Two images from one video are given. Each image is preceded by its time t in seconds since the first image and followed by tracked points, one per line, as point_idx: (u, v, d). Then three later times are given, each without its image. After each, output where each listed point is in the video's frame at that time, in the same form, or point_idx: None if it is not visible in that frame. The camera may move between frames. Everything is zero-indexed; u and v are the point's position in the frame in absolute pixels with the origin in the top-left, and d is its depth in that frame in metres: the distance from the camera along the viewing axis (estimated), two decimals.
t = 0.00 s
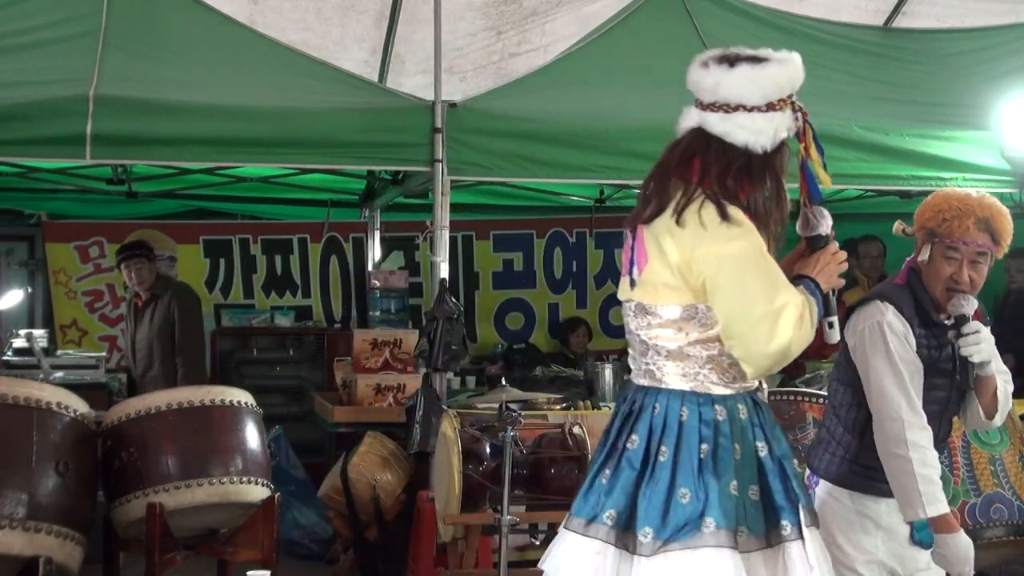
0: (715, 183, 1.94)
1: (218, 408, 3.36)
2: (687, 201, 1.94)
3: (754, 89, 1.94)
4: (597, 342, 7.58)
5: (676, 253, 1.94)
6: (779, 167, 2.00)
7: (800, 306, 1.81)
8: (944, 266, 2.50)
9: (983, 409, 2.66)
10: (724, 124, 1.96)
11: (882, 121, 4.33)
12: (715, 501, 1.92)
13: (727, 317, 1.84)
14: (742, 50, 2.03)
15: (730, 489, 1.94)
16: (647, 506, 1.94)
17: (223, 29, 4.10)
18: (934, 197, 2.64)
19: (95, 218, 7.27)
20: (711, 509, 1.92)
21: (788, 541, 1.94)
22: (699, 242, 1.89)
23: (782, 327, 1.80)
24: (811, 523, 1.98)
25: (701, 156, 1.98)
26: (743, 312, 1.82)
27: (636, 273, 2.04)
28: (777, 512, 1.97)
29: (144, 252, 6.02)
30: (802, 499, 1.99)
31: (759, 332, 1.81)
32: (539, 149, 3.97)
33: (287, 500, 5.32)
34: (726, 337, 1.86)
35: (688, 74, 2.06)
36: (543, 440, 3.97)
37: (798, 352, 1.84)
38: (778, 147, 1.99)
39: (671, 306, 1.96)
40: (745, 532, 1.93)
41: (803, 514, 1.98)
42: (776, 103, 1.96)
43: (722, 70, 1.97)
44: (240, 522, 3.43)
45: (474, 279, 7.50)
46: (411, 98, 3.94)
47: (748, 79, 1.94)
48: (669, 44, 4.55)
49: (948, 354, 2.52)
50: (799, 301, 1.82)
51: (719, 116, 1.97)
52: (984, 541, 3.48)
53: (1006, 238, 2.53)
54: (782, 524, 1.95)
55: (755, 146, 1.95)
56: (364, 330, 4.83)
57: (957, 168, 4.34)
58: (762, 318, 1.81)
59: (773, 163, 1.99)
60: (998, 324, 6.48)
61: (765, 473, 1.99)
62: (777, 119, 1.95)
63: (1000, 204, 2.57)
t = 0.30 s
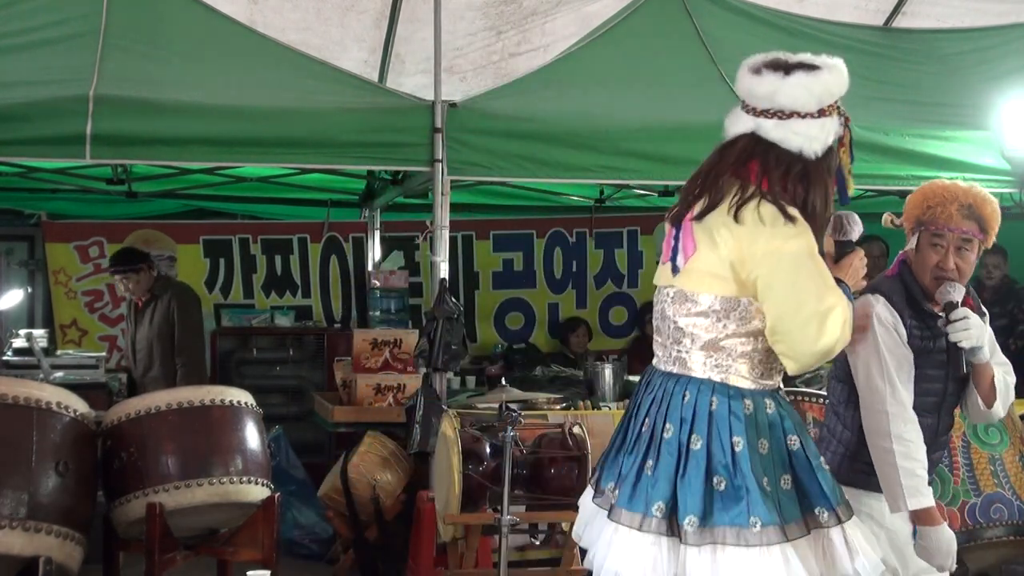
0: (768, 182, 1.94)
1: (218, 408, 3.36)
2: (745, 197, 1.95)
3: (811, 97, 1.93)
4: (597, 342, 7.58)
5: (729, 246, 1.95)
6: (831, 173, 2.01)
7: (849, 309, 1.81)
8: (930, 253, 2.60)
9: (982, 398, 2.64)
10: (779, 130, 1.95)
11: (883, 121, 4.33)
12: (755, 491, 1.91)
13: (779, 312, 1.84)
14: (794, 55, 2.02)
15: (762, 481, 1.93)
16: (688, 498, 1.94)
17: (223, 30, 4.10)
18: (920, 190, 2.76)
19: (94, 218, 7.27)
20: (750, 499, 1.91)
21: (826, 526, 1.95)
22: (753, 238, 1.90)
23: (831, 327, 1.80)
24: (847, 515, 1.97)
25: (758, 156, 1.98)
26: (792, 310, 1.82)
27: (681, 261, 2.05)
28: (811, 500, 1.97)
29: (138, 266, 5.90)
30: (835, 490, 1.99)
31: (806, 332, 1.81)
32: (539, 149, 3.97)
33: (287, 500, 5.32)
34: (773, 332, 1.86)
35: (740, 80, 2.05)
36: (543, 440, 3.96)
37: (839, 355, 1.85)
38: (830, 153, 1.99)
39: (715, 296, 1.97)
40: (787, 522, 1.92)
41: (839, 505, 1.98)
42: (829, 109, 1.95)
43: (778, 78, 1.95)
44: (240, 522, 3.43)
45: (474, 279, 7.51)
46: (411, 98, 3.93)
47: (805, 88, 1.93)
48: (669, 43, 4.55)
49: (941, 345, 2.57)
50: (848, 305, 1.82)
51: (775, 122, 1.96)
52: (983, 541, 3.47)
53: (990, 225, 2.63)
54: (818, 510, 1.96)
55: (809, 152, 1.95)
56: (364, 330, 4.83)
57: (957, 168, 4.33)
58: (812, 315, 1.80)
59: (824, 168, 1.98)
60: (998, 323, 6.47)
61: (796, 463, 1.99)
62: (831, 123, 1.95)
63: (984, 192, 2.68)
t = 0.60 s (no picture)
0: (813, 200, 2.00)
1: (219, 408, 3.36)
2: (793, 212, 2.00)
3: (852, 120, 2.00)
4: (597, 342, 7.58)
5: (773, 255, 2.00)
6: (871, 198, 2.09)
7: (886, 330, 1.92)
8: (932, 253, 2.61)
9: (986, 397, 2.64)
10: (822, 153, 2.02)
11: (883, 121, 4.33)
12: (774, 498, 1.93)
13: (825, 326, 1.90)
14: (830, 79, 2.09)
15: (782, 489, 1.95)
16: (706, 499, 1.95)
17: (223, 30, 4.10)
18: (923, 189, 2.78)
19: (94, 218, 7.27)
20: (768, 505, 1.92)
21: (838, 545, 1.98)
22: (800, 251, 1.96)
23: (873, 345, 1.89)
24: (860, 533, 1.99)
25: (805, 174, 2.03)
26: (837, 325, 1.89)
27: (719, 263, 2.08)
28: (828, 518, 2.00)
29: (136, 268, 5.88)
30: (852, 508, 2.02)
31: (850, 347, 1.89)
32: (538, 149, 3.97)
33: (287, 500, 5.32)
34: (814, 347, 1.92)
35: (777, 102, 2.11)
36: (543, 440, 3.97)
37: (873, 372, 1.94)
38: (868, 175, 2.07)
39: (753, 302, 2.01)
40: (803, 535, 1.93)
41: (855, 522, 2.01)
42: (867, 132, 2.03)
43: (819, 101, 2.02)
44: (240, 522, 3.44)
45: (474, 279, 7.51)
46: (411, 98, 3.93)
47: (847, 112, 2.00)
48: (669, 43, 4.55)
49: (943, 344, 2.57)
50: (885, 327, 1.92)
51: (817, 144, 2.02)
52: (983, 541, 3.47)
53: (992, 225, 2.65)
54: (833, 531, 1.99)
55: (851, 175, 2.02)
56: (364, 330, 4.83)
57: (957, 168, 4.33)
58: (855, 332, 1.89)
59: (862, 189, 2.06)
60: (998, 324, 6.47)
61: (814, 477, 2.02)
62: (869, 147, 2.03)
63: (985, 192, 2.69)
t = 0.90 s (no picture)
0: (847, 212, 2.16)
1: (219, 408, 3.36)
2: (826, 220, 2.15)
3: (893, 137, 2.17)
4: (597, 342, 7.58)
5: (802, 259, 2.14)
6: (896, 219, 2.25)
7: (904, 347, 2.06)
8: (949, 257, 2.65)
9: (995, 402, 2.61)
10: (858, 166, 2.18)
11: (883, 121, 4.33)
12: (784, 503, 2.07)
13: (846, 333, 2.05)
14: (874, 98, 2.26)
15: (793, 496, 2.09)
16: (718, 498, 2.10)
17: (223, 30, 4.11)
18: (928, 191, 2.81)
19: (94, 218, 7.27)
20: (777, 509, 2.07)
21: (843, 555, 2.12)
22: (830, 258, 2.10)
23: (889, 359, 2.04)
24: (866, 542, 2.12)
25: (839, 185, 2.20)
26: (859, 335, 2.04)
27: (747, 263, 2.23)
28: (836, 528, 2.15)
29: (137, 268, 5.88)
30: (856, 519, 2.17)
31: (868, 357, 2.04)
32: (539, 149, 3.97)
33: (287, 500, 5.32)
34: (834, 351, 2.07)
35: (820, 114, 2.28)
36: (543, 440, 3.96)
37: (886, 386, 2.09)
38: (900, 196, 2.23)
39: (779, 303, 2.16)
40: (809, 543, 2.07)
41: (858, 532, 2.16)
42: (903, 153, 2.21)
43: (863, 115, 2.19)
44: (240, 522, 3.44)
45: (474, 279, 7.51)
46: (411, 98, 3.94)
47: (889, 130, 2.17)
48: (669, 43, 4.55)
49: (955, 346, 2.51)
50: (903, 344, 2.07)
51: (856, 157, 2.19)
52: (983, 542, 3.39)
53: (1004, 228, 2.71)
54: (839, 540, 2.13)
55: (883, 190, 2.18)
56: (364, 330, 4.83)
57: (957, 167, 4.33)
58: (874, 343, 2.04)
59: (892, 207, 2.22)
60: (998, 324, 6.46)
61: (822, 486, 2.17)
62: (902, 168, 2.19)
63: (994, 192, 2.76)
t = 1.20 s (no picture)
0: (859, 210, 2.16)
1: (219, 408, 3.36)
2: (837, 218, 2.16)
3: (907, 136, 2.17)
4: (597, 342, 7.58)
5: (812, 257, 2.15)
6: (911, 219, 2.24)
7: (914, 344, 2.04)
8: (998, 268, 2.75)
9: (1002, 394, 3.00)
10: (870, 162, 2.18)
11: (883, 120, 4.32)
12: (801, 502, 2.08)
13: (854, 329, 2.04)
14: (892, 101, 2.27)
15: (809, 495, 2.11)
16: (737, 500, 2.11)
17: (223, 31, 4.11)
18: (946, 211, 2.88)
19: (94, 218, 7.27)
20: (794, 508, 2.08)
21: (859, 557, 2.16)
22: (841, 254, 2.10)
23: (896, 356, 2.02)
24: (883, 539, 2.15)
25: (850, 183, 2.21)
26: (867, 331, 2.03)
27: (758, 265, 2.24)
28: (849, 528, 2.17)
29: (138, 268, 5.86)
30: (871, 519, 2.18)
31: (874, 354, 2.02)
32: (538, 148, 3.97)
33: (287, 500, 5.33)
34: (841, 348, 2.06)
35: (839, 114, 2.30)
36: (543, 439, 3.96)
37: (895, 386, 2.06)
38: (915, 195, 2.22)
39: (790, 304, 2.17)
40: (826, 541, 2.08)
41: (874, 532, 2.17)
42: (920, 154, 2.19)
43: (877, 113, 2.20)
44: (240, 522, 3.44)
45: (474, 279, 7.51)
46: (411, 98, 3.94)
47: (902, 127, 2.17)
48: (670, 43, 4.55)
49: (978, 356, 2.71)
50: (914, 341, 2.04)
51: (868, 154, 2.19)
52: (984, 541, 3.39)
53: None
54: (854, 540, 2.17)
55: (895, 189, 2.17)
56: (364, 330, 4.84)
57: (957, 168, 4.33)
58: (882, 339, 2.02)
59: (907, 205, 2.21)
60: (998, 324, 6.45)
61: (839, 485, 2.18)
62: (920, 167, 2.18)
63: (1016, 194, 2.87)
